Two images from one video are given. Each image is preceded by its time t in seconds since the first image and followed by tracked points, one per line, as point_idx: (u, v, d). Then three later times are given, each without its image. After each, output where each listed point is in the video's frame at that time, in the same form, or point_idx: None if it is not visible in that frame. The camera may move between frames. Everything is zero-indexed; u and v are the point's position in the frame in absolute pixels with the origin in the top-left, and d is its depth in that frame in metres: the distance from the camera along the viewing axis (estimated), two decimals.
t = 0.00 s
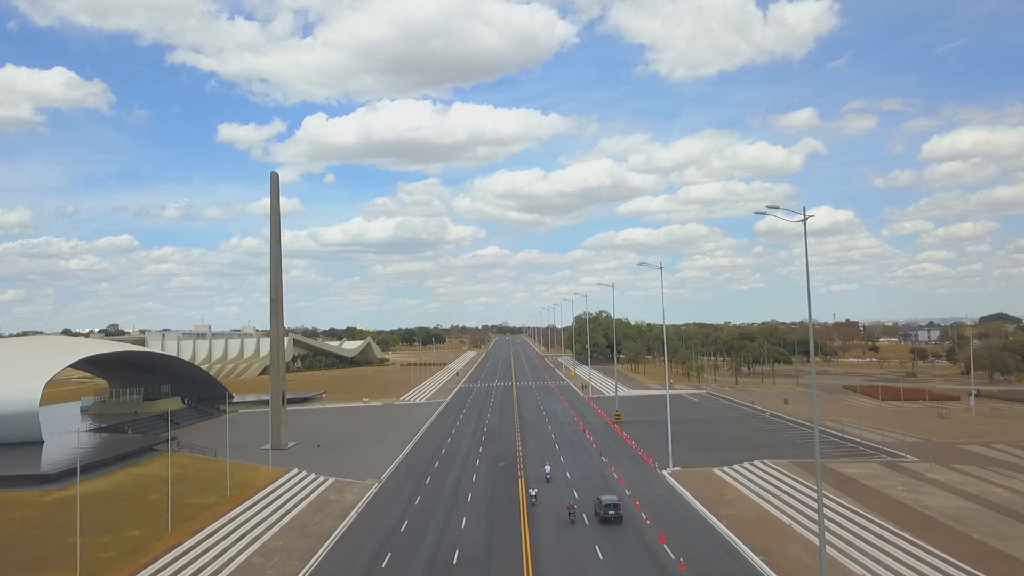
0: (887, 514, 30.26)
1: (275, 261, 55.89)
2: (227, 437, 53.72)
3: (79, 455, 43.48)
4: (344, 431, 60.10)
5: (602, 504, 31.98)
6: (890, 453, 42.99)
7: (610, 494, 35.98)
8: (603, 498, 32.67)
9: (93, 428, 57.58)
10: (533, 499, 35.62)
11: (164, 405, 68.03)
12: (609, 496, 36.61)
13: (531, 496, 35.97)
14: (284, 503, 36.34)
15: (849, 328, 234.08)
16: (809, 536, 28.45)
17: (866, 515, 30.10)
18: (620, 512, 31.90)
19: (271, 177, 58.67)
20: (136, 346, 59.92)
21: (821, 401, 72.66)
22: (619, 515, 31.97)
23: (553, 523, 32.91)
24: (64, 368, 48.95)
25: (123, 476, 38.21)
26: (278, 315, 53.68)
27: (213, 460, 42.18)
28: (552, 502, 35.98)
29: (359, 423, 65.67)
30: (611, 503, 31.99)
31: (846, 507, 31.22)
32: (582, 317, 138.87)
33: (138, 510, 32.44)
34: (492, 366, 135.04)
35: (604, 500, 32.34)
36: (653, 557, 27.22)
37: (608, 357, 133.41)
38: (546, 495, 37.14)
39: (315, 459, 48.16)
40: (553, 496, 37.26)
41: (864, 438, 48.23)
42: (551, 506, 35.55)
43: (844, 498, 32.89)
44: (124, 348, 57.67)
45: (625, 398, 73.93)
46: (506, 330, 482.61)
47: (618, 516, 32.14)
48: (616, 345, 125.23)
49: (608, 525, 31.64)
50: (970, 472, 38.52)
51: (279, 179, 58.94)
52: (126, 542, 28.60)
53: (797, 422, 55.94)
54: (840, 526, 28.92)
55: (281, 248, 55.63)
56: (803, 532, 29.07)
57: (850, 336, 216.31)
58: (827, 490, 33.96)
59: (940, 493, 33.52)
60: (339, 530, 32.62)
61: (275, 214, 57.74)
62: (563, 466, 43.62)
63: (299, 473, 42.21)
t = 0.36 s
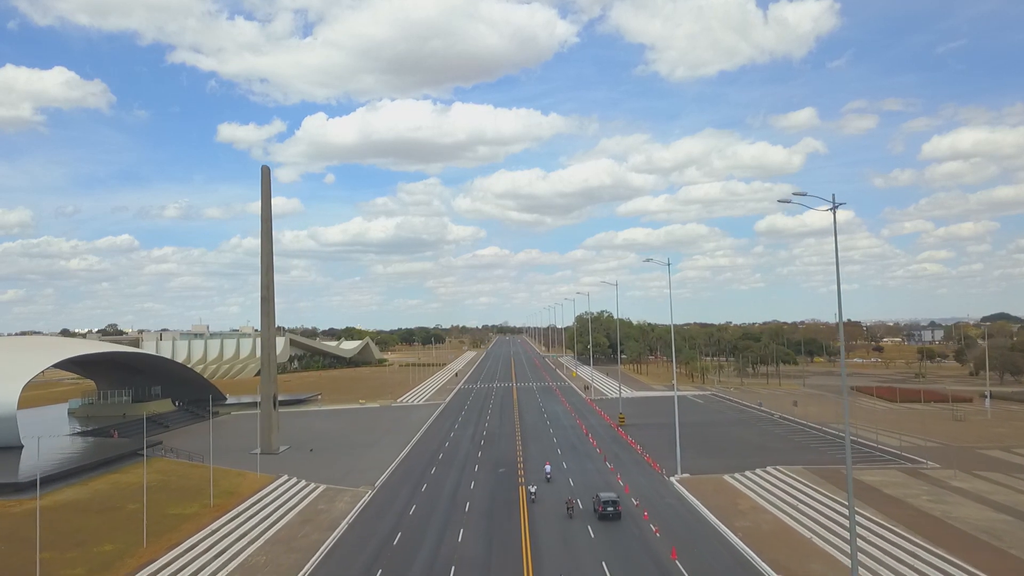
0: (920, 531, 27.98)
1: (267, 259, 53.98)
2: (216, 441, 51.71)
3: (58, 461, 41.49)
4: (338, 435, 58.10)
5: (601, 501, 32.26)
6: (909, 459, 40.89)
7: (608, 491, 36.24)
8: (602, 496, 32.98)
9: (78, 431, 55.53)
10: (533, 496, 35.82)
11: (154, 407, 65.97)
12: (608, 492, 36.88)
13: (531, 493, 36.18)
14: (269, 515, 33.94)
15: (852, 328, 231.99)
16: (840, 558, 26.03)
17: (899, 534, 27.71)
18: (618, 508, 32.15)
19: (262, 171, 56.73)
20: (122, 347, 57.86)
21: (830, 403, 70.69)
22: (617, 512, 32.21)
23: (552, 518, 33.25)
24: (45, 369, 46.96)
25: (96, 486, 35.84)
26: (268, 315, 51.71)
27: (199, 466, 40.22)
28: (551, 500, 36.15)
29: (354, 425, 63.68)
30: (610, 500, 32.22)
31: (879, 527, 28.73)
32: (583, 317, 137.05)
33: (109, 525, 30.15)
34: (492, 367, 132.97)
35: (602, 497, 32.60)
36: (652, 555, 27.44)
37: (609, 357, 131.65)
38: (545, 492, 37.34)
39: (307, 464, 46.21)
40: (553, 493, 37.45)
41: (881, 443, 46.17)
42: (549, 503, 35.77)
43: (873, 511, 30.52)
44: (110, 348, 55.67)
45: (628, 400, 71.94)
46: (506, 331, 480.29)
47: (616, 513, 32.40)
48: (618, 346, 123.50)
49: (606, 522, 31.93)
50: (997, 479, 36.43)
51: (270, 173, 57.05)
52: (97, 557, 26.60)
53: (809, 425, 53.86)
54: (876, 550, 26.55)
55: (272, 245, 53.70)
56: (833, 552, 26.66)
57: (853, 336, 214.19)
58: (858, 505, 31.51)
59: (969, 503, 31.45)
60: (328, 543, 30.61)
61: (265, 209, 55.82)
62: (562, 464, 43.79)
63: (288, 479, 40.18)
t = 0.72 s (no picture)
0: (959, 550, 25.59)
1: (257, 255, 51.93)
2: (204, 446, 49.62)
3: (35, 468, 39.39)
4: (333, 438, 56.05)
5: (601, 497, 32.49)
6: (930, 465, 38.90)
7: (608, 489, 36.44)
8: (602, 493, 33.16)
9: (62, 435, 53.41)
10: (533, 493, 35.95)
11: (143, 409, 63.80)
12: (607, 490, 37.18)
13: (531, 491, 36.27)
14: (253, 530, 31.66)
15: (855, 327, 229.99)
16: None
17: (937, 554, 25.21)
18: (617, 505, 32.36)
19: (252, 163, 54.58)
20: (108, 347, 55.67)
21: (839, 404, 68.83)
22: (616, 509, 32.30)
23: (552, 513, 33.58)
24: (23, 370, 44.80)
25: (69, 497, 33.60)
26: (258, 314, 49.66)
27: (182, 473, 38.17)
28: (551, 497, 36.21)
29: (349, 428, 61.57)
30: (609, 496, 32.44)
31: (914, 545, 26.27)
32: (584, 317, 135.41)
33: (79, 543, 27.91)
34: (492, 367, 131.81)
35: (601, 493, 32.87)
36: (652, 554, 27.43)
37: (611, 358, 129.98)
38: (546, 490, 37.43)
39: (299, 469, 44.38)
40: (553, 490, 37.60)
41: (898, 448, 44.11)
42: (549, 500, 35.89)
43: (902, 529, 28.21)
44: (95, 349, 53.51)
45: (632, 401, 69.99)
46: (506, 331, 475.85)
47: (615, 509, 32.69)
48: (620, 346, 121.86)
49: (605, 518, 32.17)
50: None
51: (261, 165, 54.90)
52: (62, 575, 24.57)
53: (820, 428, 51.90)
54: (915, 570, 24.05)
55: (262, 240, 51.63)
56: (863, 571, 24.33)
57: (855, 335, 212.29)
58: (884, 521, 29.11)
59: (1002, 515, 29.34)
60: (313, 558, 28.28)
61: (256, 203, 53.68)
62: (562, 463, 43.79)
63: (276, 486, 38.15)
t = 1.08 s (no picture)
0: (1002, 567, 23.39)
1: (247, 250, 49.98)
2: (192, 451, 47.60)
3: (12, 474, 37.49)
4: (326, 441, 54.03)
5: (600, 494, 32.67)
6: (954, 472, 36.78)
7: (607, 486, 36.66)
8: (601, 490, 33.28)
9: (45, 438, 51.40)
10: (532, 490, 35.98)
11: (131, 411, 61.73)
12: (606, 486, 37.48)
13: (531, 488, 36.27)
14: (235, 543, 29.54)
15: (859, 327, 227.59)
16: None
17: (983, 575, 22.79)
18: (616, 502, 32.54)
19: (242, 156, 52.59)
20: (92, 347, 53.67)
21: (849, 406, 66.73)
22: (615, 506, 32.47)
23: (552, 509, 33.72)
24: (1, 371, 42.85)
25: (37, 508, 31.37)
26: (248, 312, 47.67)
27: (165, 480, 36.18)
28: (550, 494, 36.24)
29: (344, 431, 59.54)
30: (608, 493, 32.64)
31: (951, 562, 24.10)
32: (586, 316, 133.49)
33: (46, 560, 25.78)
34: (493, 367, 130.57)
35: (601, 490, 33.02)
36: (652, 551, 27.50)
37: (613, 358, 128.04)
38: (545, 487, 37.44)
39: (291, 474, 42.58)
40: (553, 487, 37.73)
41: (917, 453, 42.01)
42: (549, 496, 35.96)
43: (934, 544, 26.04)
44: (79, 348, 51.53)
45: (636, 403, 67.90)
46: (506, 330, 473.57)
47: (614, 505, 32.86)
48: (622, 346, 119.97)
49: (604, 514, 32.33)
50: None
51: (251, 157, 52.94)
52: None
53: (833, 431, 49.77)
54: None
55: (252, 235, 49.67)
56: None
57: (859, 334, 210.01)
58: (914, 535, 26.86)
59: None
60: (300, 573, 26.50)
61: (246, 197, 51.70)
62: (562, 462, 43.38)
63: (263, 494, 36.14)
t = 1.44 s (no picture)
0: None
1: (235, 246, 47.90)
2: (177, 456, 45.47)
3: None
4: (319, 445, 51.94)
5: (600, 491, 32.72)
6: (980, 480, 34.74)
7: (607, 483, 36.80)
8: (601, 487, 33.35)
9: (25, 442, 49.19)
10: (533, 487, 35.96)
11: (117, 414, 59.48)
12: (606, 483, 37.64)
13: (531, 486, 36.23)
14: (216, 558, 27.55)
15: (862, 326, 225.01)
16: None
17: None
18: (616, 499, 32.64)
19: (231, 148, 50.44)
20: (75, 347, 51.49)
21: (860, 408, 64.62)
22: (615, 503, 32.55)
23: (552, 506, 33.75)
24: None
25: (1, 521, 29.16)
26: (236, 310, 45.58)
27: (145, 489, 34.11)
28: (551, 491, 36.24)
29: (338, 434, 57.40)
30: (608, 490, 32.71)
31: None
32: (587, 316, 131.44)
33: None
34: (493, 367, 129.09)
35: (601, 486, 33.10)
36: (652, 548, 27.49)
37: (615, 358, 126.05)
38: (545, 485, 37.43)
39: (281, 481, 40.69)
40: (553, 484, 37.78)
41: (939, 458, 39.93)
42: (549, 494, 35.98)
43: (973, 561, 23.88)
44: (60, 349, 49.38)
45: (640, 405, 65.70)
46: (506, 330, 470.95)
47: (614, 502, 32.94)
48: (624, 346, 117.86)
49: (604, 511, 32.38)
50: None
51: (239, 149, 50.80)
52: None
53: (847, 435, 47.60)
54: None
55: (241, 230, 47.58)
56: None
57: (862, 334, 207.56)
58: (950, 551, 24.61)
59: None
60: None
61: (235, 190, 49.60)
62: (563, 461, 43.06)
63: (249, 503, 34.09)
